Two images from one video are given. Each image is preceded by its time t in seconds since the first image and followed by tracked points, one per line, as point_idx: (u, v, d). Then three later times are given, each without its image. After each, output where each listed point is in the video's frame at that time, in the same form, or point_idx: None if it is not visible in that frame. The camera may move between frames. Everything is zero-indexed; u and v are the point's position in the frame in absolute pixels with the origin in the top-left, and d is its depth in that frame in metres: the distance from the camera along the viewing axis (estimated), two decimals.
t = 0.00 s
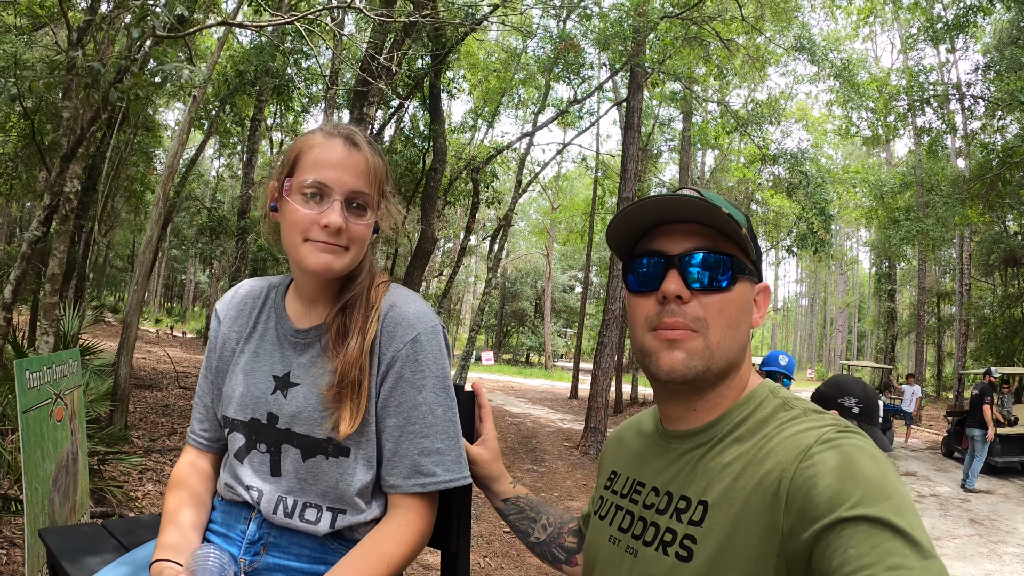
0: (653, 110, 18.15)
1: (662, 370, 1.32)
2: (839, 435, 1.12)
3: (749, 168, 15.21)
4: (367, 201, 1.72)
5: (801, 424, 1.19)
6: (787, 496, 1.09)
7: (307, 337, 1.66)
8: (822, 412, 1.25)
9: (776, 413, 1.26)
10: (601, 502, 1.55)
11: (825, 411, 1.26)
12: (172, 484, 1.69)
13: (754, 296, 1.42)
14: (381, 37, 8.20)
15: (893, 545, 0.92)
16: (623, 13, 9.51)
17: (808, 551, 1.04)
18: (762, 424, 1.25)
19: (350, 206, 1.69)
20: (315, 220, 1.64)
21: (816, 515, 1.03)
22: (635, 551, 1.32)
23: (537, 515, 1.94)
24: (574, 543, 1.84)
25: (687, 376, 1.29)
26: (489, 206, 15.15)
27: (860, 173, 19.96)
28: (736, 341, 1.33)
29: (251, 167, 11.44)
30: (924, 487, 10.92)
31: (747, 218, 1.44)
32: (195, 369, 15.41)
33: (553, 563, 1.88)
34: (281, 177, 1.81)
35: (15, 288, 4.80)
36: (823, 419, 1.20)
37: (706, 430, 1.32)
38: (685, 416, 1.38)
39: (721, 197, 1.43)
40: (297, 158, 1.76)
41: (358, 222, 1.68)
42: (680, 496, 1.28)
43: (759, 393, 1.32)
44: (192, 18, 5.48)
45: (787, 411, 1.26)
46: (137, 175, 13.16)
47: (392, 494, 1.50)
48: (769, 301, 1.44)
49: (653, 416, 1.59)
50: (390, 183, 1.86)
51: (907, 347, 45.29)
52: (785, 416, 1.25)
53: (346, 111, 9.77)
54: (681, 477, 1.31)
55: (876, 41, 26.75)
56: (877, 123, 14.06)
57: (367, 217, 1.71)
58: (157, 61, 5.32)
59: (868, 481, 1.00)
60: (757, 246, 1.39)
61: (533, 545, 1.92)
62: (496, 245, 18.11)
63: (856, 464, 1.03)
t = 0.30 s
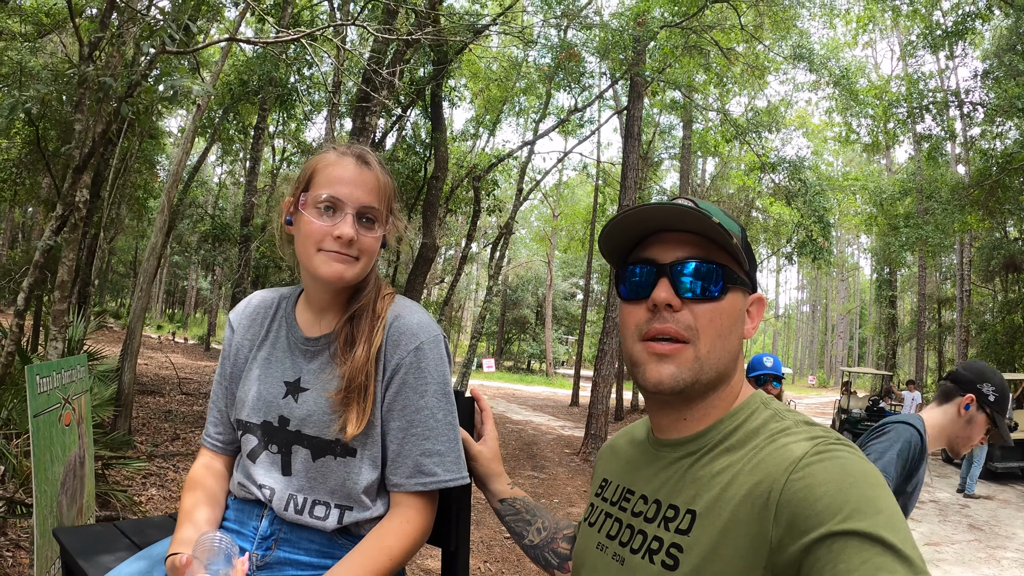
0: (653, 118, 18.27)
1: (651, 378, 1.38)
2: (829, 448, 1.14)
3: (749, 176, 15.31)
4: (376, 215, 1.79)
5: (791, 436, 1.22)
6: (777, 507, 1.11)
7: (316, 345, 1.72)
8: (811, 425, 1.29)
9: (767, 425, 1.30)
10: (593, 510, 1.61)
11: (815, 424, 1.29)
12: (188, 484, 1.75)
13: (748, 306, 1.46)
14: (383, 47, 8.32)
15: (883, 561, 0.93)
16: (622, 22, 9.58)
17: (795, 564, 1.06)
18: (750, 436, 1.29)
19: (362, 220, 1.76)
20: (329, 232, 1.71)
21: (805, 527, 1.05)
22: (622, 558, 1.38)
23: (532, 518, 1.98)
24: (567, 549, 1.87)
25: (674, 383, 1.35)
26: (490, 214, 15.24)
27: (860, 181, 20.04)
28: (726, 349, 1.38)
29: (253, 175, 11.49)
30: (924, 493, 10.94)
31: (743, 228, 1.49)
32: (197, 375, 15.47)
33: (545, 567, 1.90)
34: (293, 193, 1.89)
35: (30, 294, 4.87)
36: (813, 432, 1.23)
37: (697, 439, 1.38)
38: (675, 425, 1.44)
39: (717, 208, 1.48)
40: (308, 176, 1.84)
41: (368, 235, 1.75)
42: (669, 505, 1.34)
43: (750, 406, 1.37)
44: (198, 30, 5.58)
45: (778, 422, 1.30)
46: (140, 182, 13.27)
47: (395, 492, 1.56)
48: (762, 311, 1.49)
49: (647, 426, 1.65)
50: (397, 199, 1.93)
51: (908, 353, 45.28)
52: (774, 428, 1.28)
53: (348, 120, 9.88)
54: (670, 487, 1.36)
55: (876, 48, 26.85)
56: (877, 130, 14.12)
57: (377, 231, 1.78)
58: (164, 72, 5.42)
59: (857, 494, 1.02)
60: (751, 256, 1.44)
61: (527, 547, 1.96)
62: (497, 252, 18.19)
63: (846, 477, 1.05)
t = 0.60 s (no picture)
0: (653, 125, 18.35)
1: (642, 382, 1.40)
2: (821, 458, 1.14)
3: (748, 181, 15.38)
4: (381, 222, 1.84)
5: (781, 444, 1.22)
6: (767, 517, 1.12)
7: (324, 345, 1.77)
8: (801, 431, 1.30)
9: (757, 432, 1.31)
10: (584, 513, 1.65)
11: (806, 430, 1.30)
12: (199, 479, 1.79)
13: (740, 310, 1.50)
14: (385, 53, 8.39)
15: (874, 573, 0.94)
16: (622, 28, 9.67)
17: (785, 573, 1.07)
18: (741, 443, 1.30)
19: (367, 226, 1.81)
20: (337, 238, 1.76)
21: (796, 538, 1.06)
22: (610, 563, 1.40)
23: (524, 515, 1.98)
24: (557, 548, 1.87)
25: (666, 388, 1.37)
26: (491, 219, 15.31)
27: (859, 186, 20.12)
28: (719, 353, 1.40)
29: (255, 180, 11.50)
30: (923, 497, 10.96)
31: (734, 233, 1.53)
32: (197, 379, 15.50)
33: (536, 565, 1.91)
34: (300, 201, 1.94)
35: (39, 296, 4.92)
36: (803, 440, 1.23)
37: (688, 445, 1.39)
38: (666, 431, 1.46)
39: (709, 214, 1.52)
40: (313, 186, 1.90)
41: (373, 241, 1.80)
42: (658, 513, 1.35)
43: (741, 412, 1.38)
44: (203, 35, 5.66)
45: (768, 430, 1.30)
46: (142, 186, 13.34)
47: (400, 485, 1.60)
48: (754, 316, 1.52)
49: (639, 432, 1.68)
50: (403, 206, 1.99)
51: (908, 358, 45.31)
52: (766, 435, 1.29)
53: (350, 125, 9.95)
54: (661, 494, 1.37)
55: (876, 54, 26.98)
56: (876, 135, 14.19)
57: (382, 236, 1.83)
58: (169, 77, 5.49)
59: (847, 506, 1.02)
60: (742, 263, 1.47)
61: (518, 544, 1.97)
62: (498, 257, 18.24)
63: (838, 488, 1.05)
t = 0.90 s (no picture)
0: (652, 128, 18.41)
1: (646, 381, 1.33)
2: (827, 459, 1.07)
3: (748, 184, 15.44)
4: (389, 221, 1.86)
5: (786, 445, 1.16)
6: (772, 520, 1.05)
7: (333, 341, 1.79)
8: (806, 432, 1.23)
9: (761, 433, 1.24)
10: (586, 514, 1.60)
11: (812, 432, 1.24)
12: (208, 474, 1.81)
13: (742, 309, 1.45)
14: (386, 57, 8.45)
15: None
16: (622, 32, 9.74)
17: None
18: (745, 443, 1.23)
19: (375, 225, 1.83)
20: (345, 236, 1.78)
21: (801, 542, 0.99)
22: (611, 565, 1.34)
23: (523, 513, 1.92)
24: (555, 547, 1.84)
25: (670, 387, 1.31)
26: (491, 222, 15.36)
27: (859, 189, 20.19)
28: (723, 352, 1.35)
29: (256, 183, 11.52)
30: (923, 498, 10.97)
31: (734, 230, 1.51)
32: (198, 382, 15.51)
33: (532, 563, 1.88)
34: (310, 200, 1.96)
35: (44, 297, 4.95)
36: (808, 442, 1.16)
37: (690, 445, 1.32)
38: (667, 432, 1.39)
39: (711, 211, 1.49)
40: (321, 185, 1.92)
41: (381, 239, 1.82)
42: (660, 514, 1.29)
43: (744, 411, 1.31)
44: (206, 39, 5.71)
45: (772, 430, 1.24)
46: (144, 190, 13.39)
47: (406, 478, 1.62)
48: (755, 315, 1.48)
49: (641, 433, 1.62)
50: (408, 206, 2.00)
51: (908, 361, 45.33)
52: (771, 436, 1.22)
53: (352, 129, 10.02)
54: (661, 495, 1.31)
55: (875, 57, 27.04)
56: (876, 138, 14.22)
57: (389, 235, 1.85)
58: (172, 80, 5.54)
59: (855, 509, 0.95)
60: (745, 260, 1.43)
61: (517, 541, 1.93)
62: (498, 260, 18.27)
63: (845, 491, 0.98)
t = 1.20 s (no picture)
0: (650, 131, 18.48)
1: (633, 388, 1.34)
2: (807, 466, 1.07)
3: (745, 188, 15.48)
4: (382, 228, 1.88)
5: (768, 452, 1.16)
6: (752, 527, 1.05)
7: (328, 347, 1.81)
8: (787, 437, 1.24)
9: (745, 439, 1.25)
10: (571, 518, 1.62)
11: (793, 437, 1.25)
12: (205, 477, 1.83)
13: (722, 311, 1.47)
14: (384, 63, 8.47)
15: None
16: (619, 36, 9.79)
17: None
18: (727, 449, 1.24)
19: (368, 232, 1.86)
20: (339, 244, 1.81)
21: (779, 550, 0.99)
22: (593, 569, 1.36)
23: (515, 516, 1.94)
24: (547, 550, 1.86)
25: (659, 394, 1.31)
26: (490, 226, 15.40)
27: (856, 192, 20.25)
28: (706, 357, 1.37)
29: (254, 188, 11.53)
30: (921, 500, 11.01)
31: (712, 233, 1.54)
32: (196, 386, 15.51)
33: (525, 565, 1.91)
34: (303, 208, 1.99)
35: (43, 302, 4.98)
36: (789, 448, 1.17)
37: (674, 451, 1.34)
38: (653, 438, 1.40)
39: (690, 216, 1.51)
40: (313, 193, 1.95)
41: (374, 246, 1.85)
42: (642, 520, 1.30)
43: (727, 417, 1.33)
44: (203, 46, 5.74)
45: (755, 436, 1.25)
46: (142, 194, 13.42)
47: (400, 482, 1.65)
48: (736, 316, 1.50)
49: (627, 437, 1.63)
50: (399, 214, 2.04)
51: (907, 363, 45.40)
52: (753, 442, 1.23)
53: (350, 133, 10.05)
54: (644, 502, 1.32)
55: (872, 60, 27.13)
56: (873, 141, 14.25)
57: (382, 242, 1.88)
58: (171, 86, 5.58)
59: (835, 517, 0.95)
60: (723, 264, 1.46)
61: (510, 545, 1.94)
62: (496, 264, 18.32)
63: (825, 500, 0.98)
